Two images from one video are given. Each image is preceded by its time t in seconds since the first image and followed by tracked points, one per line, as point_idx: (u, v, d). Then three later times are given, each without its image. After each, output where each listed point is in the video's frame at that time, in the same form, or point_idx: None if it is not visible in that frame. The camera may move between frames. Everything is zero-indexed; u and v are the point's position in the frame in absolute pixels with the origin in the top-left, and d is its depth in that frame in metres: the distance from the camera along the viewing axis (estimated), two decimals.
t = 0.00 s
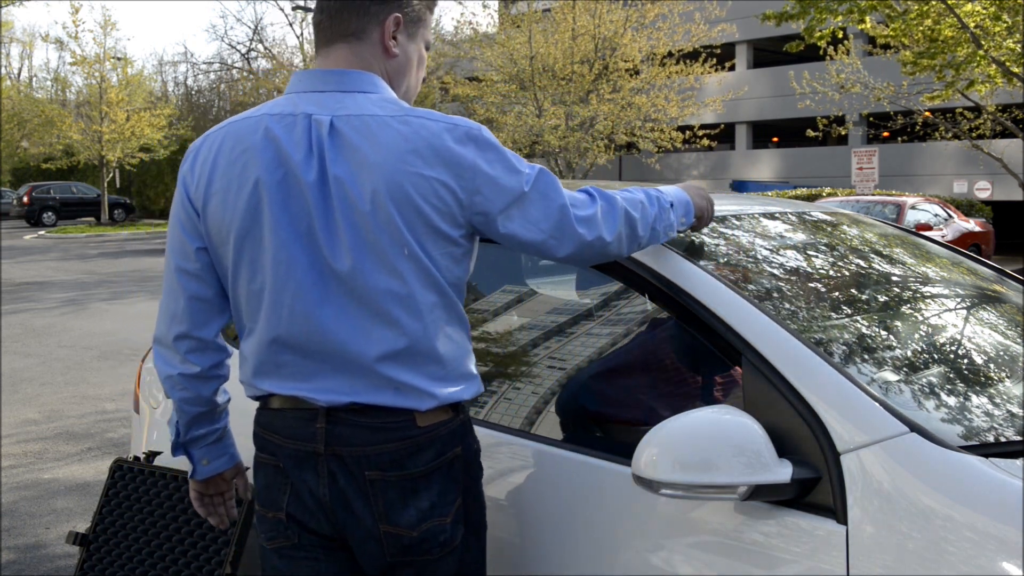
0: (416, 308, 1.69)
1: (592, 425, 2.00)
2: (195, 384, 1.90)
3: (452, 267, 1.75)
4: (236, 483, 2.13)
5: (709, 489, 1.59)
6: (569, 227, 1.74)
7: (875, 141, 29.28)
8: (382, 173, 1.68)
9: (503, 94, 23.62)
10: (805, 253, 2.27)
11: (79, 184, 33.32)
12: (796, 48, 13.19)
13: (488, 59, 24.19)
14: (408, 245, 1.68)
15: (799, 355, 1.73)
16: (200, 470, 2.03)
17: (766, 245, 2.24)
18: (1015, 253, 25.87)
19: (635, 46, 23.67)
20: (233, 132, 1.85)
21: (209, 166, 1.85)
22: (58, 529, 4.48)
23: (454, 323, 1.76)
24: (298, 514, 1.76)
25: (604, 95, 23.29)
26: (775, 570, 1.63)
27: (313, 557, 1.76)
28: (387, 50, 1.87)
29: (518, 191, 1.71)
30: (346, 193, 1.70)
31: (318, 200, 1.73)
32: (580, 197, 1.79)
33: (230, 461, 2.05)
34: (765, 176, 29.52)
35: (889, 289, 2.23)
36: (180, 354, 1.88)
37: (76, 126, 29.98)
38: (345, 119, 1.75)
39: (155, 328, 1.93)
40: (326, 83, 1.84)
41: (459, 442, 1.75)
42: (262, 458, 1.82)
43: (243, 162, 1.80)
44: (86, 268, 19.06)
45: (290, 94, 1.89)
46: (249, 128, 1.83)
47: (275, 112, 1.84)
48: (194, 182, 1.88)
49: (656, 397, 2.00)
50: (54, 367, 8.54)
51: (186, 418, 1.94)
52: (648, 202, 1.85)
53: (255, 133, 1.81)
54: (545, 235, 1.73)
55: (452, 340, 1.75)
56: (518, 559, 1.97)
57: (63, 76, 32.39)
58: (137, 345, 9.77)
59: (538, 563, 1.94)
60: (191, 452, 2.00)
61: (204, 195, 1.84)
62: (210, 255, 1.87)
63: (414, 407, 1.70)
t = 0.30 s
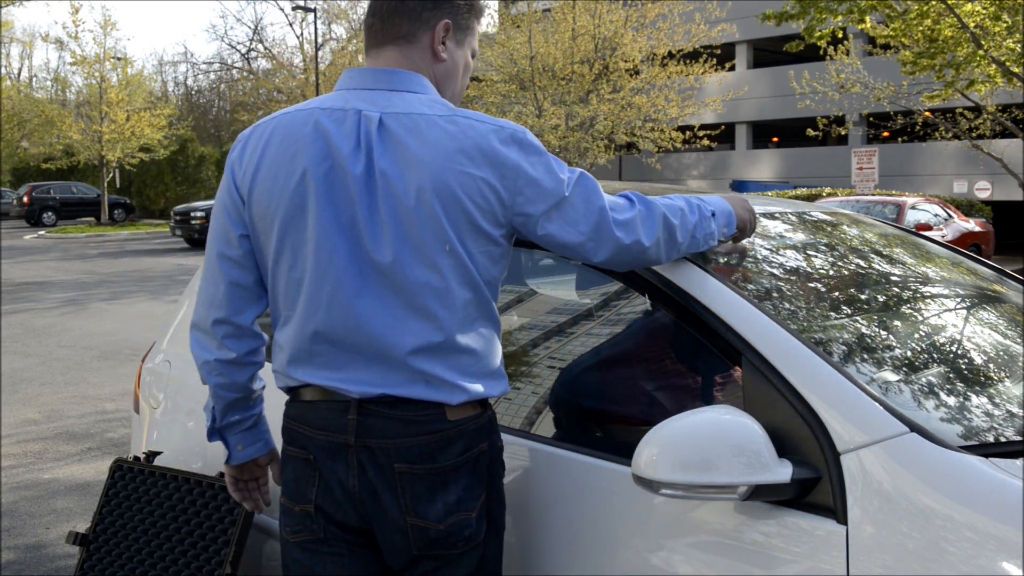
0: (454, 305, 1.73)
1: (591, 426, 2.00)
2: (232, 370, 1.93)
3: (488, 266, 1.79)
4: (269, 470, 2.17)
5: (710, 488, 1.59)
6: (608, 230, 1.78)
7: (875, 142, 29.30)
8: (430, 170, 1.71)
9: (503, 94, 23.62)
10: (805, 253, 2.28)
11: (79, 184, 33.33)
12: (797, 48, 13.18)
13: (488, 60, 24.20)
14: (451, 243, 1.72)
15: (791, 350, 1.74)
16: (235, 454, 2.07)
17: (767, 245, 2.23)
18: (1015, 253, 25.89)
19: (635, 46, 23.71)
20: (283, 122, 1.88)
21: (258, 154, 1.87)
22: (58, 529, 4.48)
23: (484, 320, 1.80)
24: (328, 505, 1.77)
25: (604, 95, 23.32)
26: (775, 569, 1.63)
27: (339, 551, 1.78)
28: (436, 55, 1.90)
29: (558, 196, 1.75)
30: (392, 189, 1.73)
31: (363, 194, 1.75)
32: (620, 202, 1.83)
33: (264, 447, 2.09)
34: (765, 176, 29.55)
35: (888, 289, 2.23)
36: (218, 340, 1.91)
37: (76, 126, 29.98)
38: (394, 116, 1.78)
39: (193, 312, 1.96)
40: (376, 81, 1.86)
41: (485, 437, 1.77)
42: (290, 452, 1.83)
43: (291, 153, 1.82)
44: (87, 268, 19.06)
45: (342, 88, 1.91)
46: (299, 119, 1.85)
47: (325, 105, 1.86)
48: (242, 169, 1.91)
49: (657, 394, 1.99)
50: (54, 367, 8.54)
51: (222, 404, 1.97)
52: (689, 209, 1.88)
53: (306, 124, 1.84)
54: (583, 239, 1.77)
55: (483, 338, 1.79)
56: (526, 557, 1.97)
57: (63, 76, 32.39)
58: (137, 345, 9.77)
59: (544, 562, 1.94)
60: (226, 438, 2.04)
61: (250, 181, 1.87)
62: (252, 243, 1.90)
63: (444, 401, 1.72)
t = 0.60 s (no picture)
0: (483, 302, 1.74)
1: (591, 426, 2.00)
2: (258, 357, 1.97)
3: (518, 267, 1.80)
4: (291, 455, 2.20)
5: (710, 488, 1.59)
6: (640, 229, 1.79)
7: (875, 142, 29.29)
8: (470, 169, 1.73)
9: (503, 94, 23.63)
10: (804, 253, 2.28)
11: (79, 184, 33.35)
12: (797, 48, 13.18)
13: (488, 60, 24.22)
14: (484, 241, 1.73)
15: (786, 347, 1.75)
16: (257, 442, 2.11)
17: (765, 246, 2.24)
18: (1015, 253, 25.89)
19: (635, 46, 23.75)
20: (323, 115, 1.89)
21: (296, 144, 1.89)
22: (58, 529, 4.48)
23: (509, 319, 1.80)
24: (347, 501, 1.78)
25: (604, 96, 23.38)
26: (776, 569, 1.63)
27: (355, 547, 1.79)
28: (475, 59, 1.92)
29: (592, 196, 1.78)
30: (429, 185, 1.74)
31: (400, 188, 1.76)
32: (651, 201, 1.85)
33: (287, 433, 2.13)
34: (765, 176, 29.55)
35: (888, 289, 2.23)
36: (244, 326, 1.94)
37: (76, 126, 29.96)
38: (434, 115, 1.80)
39: (221, 298, 1.99)
40: (417, 80, 1.88)
41: (503, 435, 1.78)
42: (309, 446, 1.84)
43: (329, 145, 1.84)
44: (87, 268, 19.06)
45: (381, 85, 1.93)
46: (339, 113, 1.87)
47: (366, 100, 1.88)
48: (279, 158, 1.92)
49: (659, 392, 1.98)
50: (54, 366, 8.54)
51: (247, 390, 2.01)
52: (718, 208, 1.89)
53: (346, 117, 1.85)
54: (616, 237, 1.78)
55: (508, 337, 1.80)
56: (531, 557, 1.96)
57: (63, 76, 32.40)
58: (137, 345, 9.77)
59: (547, 560, 1.93)
60: (249, 425, 2.08)
61: (287, 170, 1.88)
62: (284, 232, 1.92)
63: (467, 398, 1.73)
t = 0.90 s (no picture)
0: (509, 301, 1.75)
1: (592, 426, 2.00)
2: (278, 348, 1.95)
3: (543, 268, 1.81)
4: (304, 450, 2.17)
5: (710, 488, 1.59)
6: (669, 227, 1.81)
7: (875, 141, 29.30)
8: (504, 168, 1.74)
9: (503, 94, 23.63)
10: (804, 253, 2.28)
11: (79, 184, 33.34)
12: (797, 48, 13.18)
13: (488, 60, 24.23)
14: (514, 240, 1.74)
15: (785, 346, 1.75)
16: (271, 435, 2.08)
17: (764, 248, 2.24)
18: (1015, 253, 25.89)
19: (635, 45, 23.82)
20: (359, 110, 1.90)
21: (332, 136, 1.89)
22: (58, 529, 4.48)
23: (532, 321, 1.81)
24: (363, 496, 1.78)
25: (603, 96, 23.45)
26: (775, 569, 1.63)
27: (368, 544, 1.79)
28: (507, 65, 1.95)
29: (618, 198, 1.81)
30: (464, 181, 1.75)
31: (434, 183, 1.77)
32: (676, 200, 1.88)
33: (301, 427, 2.10)
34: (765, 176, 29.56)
35: (888, 289, 2.23)
36: (267, 317, 1.92)
37: (76, 126, 29.95)
38: (470, 115, 1.82)
39: (243, 288, 1.97)
40: (452, 81, 1.91)
41: (519, 435, 1.79)
42: (326, 440, 1.84)
43: (364, 139, 1.84)
44: (87, 268, 19.06)
45: (417, 86, 1.95)
46: (376, 109, 1.88)
47: (402, 98, 1.89)
48: (313, 150, 1.93)
49: (660, 389, 1.98)
50: (54, 366, 8.54)
51: (266, 381, 1.98)
52: (742, 207, 1.93)
53: (383, 113, 1.86)
54: (643, 235, 1.81)
55: (529, 338, 1.81)
56: (531, 557, 1.96)
57: (63, 76, 32.41)
58: (136, 345, 9.77)
59: (547, 561, 1.93)
60: (265, 417, 2.05)
61: (321, 162, 1.89)
62: (313, 224, 1.92)
63: (487, 396, 1.74)
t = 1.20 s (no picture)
0: (532, 299, 1.76)
1: (592, 426, 2.00)
2: (298, 344, 1.92)
3: (564, 269, 1.82)
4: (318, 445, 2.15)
5: (712, 488, 1.59)
6: (689, 225, 1.84)
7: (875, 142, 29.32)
8: (533, 169, 1.75)
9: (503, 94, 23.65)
10: (805, 254, 2.27)
11: (79, 184, 33.35)
12: (797, 48, 13.19)
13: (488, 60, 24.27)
14: (540, 239, 1.75)
15: (788, 345, 1.75)
16: (286, 430, 2.06)
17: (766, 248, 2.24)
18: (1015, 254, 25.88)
19: (635, 46, 23.91)
20: (386, 106, 1.90)
21: (360, 131, 1.88)
22: (58, 529, 4.48)
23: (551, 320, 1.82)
24: (380, 492, 1.78)
25: (603, 95, 23.57)
26: (776, 569, 1.63)
27: (380, 541, 1.80)
28: (531, 70, 1.97)
29: (638, 200, 1.84)
30: (492, 179, 1.76)
31: (463, 180, 1.77)
32: (692, 198, 1.90)
33: (317, 423, 2.08)
34: (764, 176, 29.59)
35: (887, 290, 2.23)
36: (288, 311, 1.89)
37: (76, 126, 29.96)
38: (499, 117, 1.83)
39: (263, 280, 1.94)
40: (478, 83, 1.92)
41: (533, 434, 1.79)
42: (341, 436, 1.84)
43: (393, 136, 1.84)
44: (86, 267, 19.06)
45: (443, 86, 1.95)
46: (404, 106, 1.88)
47: (431, 97, 1.89)
48: (339, 143, 1.91)
49: (663, 389, 1.98)
50: (54, 367, 8.55)
51: (284, 376, 1.95)
52: (755, 205, 1.96)
53: (411, 112, 1.86)
54: (663, 232, 1.83)
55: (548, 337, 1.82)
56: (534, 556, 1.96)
57: (63, 76, 32.42)
58: (136, 345, 9.77)
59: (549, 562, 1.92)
60: (281, 413, 2.02)
61: (348, 156, 1.88)
62: (337, 218, 1.90)
63: (506, 395, 1.75)
